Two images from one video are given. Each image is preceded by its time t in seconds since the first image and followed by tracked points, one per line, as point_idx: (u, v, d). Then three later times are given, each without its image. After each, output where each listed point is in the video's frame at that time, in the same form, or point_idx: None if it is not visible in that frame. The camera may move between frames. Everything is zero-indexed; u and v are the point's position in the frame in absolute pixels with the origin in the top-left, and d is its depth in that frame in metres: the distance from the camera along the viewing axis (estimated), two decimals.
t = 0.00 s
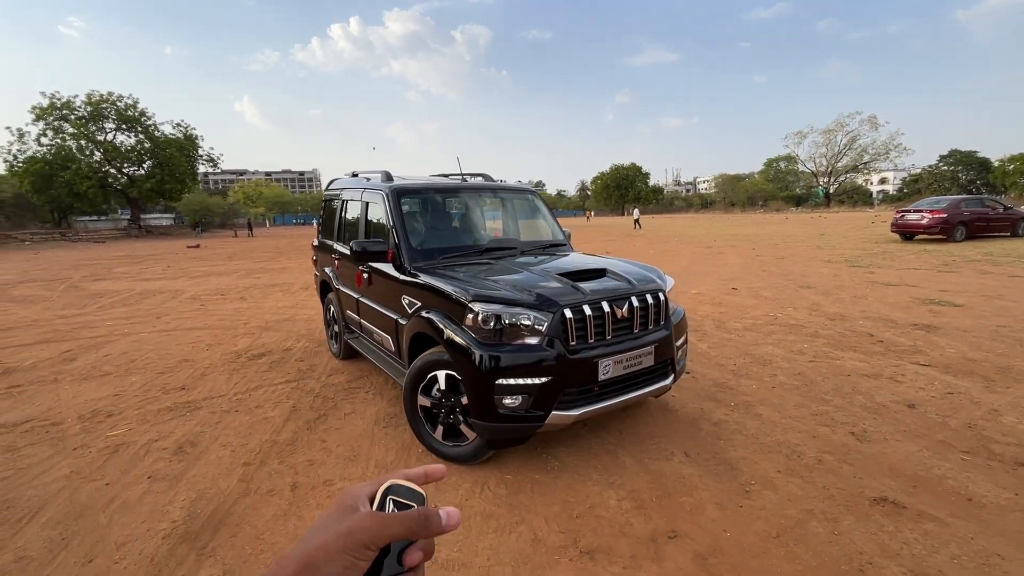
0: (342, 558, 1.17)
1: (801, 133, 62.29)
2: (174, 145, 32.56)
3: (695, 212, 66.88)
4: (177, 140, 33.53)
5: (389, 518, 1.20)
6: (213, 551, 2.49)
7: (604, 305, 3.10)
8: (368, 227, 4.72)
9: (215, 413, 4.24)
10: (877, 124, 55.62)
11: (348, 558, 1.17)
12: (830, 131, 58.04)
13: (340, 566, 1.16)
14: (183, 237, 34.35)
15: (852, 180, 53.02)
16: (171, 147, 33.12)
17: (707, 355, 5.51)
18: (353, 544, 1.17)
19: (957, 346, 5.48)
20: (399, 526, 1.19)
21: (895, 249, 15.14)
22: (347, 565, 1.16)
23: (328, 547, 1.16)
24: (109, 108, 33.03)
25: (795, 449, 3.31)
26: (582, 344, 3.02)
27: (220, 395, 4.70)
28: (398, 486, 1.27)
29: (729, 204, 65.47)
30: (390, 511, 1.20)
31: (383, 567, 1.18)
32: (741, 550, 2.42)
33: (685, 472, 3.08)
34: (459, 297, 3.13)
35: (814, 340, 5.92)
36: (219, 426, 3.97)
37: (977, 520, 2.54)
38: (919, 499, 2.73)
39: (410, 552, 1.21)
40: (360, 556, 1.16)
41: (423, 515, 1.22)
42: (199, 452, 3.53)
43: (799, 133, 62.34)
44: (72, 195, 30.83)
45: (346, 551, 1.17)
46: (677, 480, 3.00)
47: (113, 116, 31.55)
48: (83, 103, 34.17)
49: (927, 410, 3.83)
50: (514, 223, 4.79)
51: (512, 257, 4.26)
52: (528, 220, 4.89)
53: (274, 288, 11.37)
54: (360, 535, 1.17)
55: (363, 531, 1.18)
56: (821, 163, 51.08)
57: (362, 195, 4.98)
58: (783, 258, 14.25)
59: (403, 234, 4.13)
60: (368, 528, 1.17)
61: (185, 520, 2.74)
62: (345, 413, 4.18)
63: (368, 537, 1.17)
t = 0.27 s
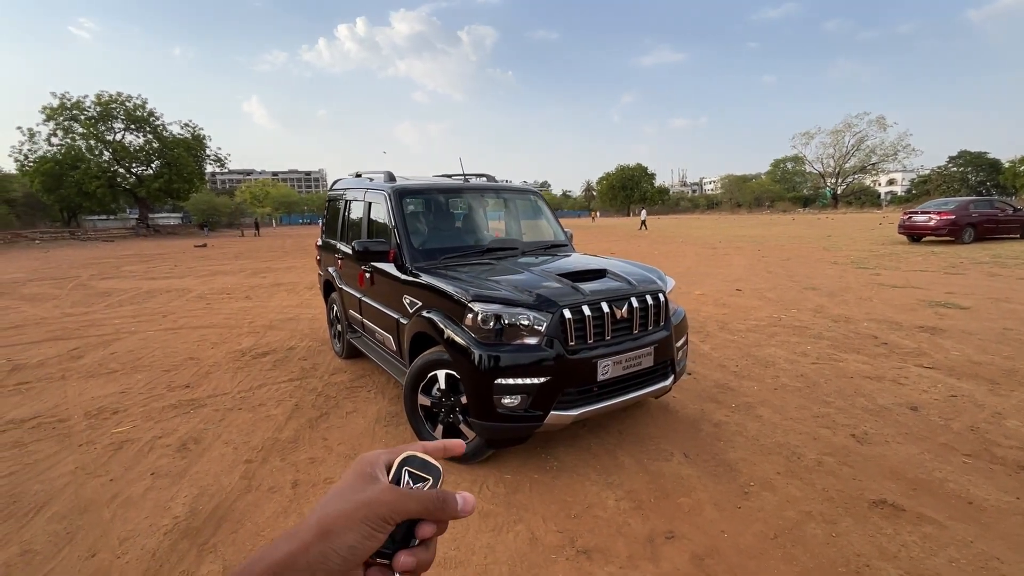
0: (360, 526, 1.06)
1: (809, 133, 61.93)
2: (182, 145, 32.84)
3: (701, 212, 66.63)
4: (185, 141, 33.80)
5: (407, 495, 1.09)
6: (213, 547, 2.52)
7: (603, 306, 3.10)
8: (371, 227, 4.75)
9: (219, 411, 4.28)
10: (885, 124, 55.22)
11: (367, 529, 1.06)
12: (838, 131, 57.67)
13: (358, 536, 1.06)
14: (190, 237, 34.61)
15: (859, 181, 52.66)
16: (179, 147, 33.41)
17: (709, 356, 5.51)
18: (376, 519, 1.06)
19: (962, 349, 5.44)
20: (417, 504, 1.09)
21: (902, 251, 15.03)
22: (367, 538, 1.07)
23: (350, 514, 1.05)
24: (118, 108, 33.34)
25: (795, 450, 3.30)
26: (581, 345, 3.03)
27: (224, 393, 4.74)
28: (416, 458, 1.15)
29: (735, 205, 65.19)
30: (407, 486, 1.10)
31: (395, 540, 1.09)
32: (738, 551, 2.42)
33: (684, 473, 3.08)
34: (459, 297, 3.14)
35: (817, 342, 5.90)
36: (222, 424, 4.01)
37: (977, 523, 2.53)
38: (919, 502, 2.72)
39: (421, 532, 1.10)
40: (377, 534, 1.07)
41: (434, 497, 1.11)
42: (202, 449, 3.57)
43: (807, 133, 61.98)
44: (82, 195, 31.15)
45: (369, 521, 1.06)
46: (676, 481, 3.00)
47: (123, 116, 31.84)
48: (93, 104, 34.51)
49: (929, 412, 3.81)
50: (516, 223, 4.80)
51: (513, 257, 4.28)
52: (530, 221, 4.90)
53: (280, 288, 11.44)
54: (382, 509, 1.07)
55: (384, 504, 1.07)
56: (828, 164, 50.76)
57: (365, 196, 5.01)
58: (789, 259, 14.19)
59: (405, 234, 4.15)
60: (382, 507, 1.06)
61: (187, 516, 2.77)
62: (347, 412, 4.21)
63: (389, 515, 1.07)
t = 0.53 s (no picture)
0: (262, 348, 1.15)
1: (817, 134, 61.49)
2: (189, 144, 33.03)
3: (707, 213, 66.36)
4: (193, 139, 33.98)
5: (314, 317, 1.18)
6: (216, 547, 2.52)
7: (608, 308, 3.08)
8: (375, 227, 4.75)
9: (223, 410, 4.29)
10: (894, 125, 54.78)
11: (272, 351, 1.16)
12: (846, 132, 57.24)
13: (266, 357, 1.16)
14: (198, 235, 34.82)
15: (868, 182, 52.25)
16: (187, 145, 33.61)
17: (715, 358, 5.47)
18: (279, 342, 1.15)
19: (972, 353, 5.37)
20: (329, 323, 1.17)
21: (911, 253, 14.90)
22: (276, 356, 1.17)
23: (251, 336, 1.14)
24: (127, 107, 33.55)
25: (802, 455, 3.27)
26: (585, 347, 3.00)
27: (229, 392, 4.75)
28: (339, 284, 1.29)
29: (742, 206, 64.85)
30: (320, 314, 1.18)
31: (311, 361, 1.20)
32: (743, 558, 2.39)
33: (689, 477, 3.05)
34: (463, 298, 3.13)
35: (825, 345, 5.85)
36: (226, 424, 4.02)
37: (987, 532, 2.48)
38: (928, 509, 2.68)
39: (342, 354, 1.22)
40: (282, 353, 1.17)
41: (356, 318, 1.19)
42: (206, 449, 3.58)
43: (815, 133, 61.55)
44: (91, 193, 31.39)
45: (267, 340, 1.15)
46: (680, 485, 2.97)
47: (132, 115, 32.06)
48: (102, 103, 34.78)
49: (939, 418, 3.76)
50: (521, 223, 4.78)
51: (518, 258, 4.26)
52: (535, 221, 4.88)
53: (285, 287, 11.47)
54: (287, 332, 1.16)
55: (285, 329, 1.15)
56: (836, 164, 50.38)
57: (370, 195, 5.00)
58: (796, 261, 14.09)
59: (410, 234, 4.14)
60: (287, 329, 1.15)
61: (189, 516, 2.77)
62: (350, 412, 4.20)
63: (294, 335, 1.16)
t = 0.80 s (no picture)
0: (158, 272, 1.34)
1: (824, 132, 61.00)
2: (195, 140, 33.09)
3: (712, 211, 66.04)
4: (199, 135, 34.01)
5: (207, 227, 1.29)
6: (215, 548, 2.48)
7: (616, 308, 3.02)
8: (379, 223, 4.69)
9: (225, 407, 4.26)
10: (903, 124, 54.28)
11: (171, 275, 1.35)
12: (854, 130, 56.75)
13: (166, 282, 1.36)
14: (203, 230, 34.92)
15: (875, 181, 51.82)
16: (192, 141, 33.66)
17: (722, 359, 5.39)
18: (175, 260, 1.31)
19: (985, 356, 5.27)
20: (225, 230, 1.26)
21: (919, 253, 14.74)
22: (182, 278, 1.35)
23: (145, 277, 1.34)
24: (133, 103, 33.61)
25: (812, 459, 3.20)
26: (592, 347, 2.95)
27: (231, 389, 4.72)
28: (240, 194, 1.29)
29: (748, 204, 64.48)
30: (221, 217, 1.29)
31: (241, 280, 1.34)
32: (753, 565, 2.33)
33: (697, 481, 3.00)
34: (468, 296, 3.07)
35: (834, 346, 5.76)
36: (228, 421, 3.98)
37: (1005, 542, 2.42)
38: (943, 517, 2.61)
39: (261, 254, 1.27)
40: (185, 272, 1.34)
41: (251, 221, 1.23)
42: (207, 447, 3.54)
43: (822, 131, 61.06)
44: (97, 188, 31.50)
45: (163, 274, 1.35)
46: (687, 489, 2.91)
47: (138, 111, 32.13)
48: (109, 98, 34.89)
49: (952, 422, 3.68)
50: (528, 221, 4.72)
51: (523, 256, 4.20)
52: (540, 218, 4.82)
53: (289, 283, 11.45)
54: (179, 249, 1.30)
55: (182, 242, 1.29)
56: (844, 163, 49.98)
57: (374, 191, 4.95)
58: (803, 260, 13.95)
59: (414, 231, 4.09)
60: (186, 241, 1.28)
61: (189, 515, 2.73)
62: (353, 410, 4.16)
63: (186, 249, 1.29)
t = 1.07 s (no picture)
0: (190, 357, 1.27)
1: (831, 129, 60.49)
2: (199, 133, 33.04)
3: (717, 208, 65.70)
4: (203, 128, 33.97)
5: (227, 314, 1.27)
6: (210, 552, 2.40)
7: (625, 306, 2.92)
8: (382, 217, 4.60)
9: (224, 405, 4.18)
10: (910, 121, 53.76)
11: (199, 355, 1.28)
12: (861, 127, 56.26)
13: (195, 363, 1.28)
14: (207, 224, 34.92)
15: (882, 178, 51.40)
16: (196, 134, 33.61)
17: (730, 358, 5.29)
18: (203, 339, 1.26)
19: (1000, 357, 5.15)
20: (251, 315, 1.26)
21: (928, 251, 14.54)
22: (208, 358, 1.29)
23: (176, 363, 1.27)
24: (137, 96, 33.57)
25: (826, 464, 3.10)
26: (600, 347, 2.85)
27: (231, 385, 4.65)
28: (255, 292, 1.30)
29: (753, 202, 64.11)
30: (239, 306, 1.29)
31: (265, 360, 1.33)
32: None
33: (707, 485, 2.90)
34: (472, 293, 2.97)
35: (844, 346, 5.64)
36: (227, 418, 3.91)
37: None
38: (965, 527, 2.51)
39: (276, 333, 1.28)
40: (212, 350, 1.28)
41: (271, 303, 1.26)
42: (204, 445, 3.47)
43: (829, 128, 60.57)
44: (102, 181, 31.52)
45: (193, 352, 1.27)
46: (698, 494, 2.81)
47: (142, 104, 32.09)
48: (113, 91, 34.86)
49: (970, 426, 3.57)
50: (533, 216, 4.62)
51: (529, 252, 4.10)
52: (546, 214, 4.71)
53: (291, 277, 11.39)
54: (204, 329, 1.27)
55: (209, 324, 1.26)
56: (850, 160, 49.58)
57: (376, 185, 4.85)
58: (810, 258, 13.79)
59: (417, 226, 3.99)
60: (210, 324, 1.26)
61: (185, 517, 2.66)
62: (354, 408, 4.08)
63: (211, 333, 1.26)
